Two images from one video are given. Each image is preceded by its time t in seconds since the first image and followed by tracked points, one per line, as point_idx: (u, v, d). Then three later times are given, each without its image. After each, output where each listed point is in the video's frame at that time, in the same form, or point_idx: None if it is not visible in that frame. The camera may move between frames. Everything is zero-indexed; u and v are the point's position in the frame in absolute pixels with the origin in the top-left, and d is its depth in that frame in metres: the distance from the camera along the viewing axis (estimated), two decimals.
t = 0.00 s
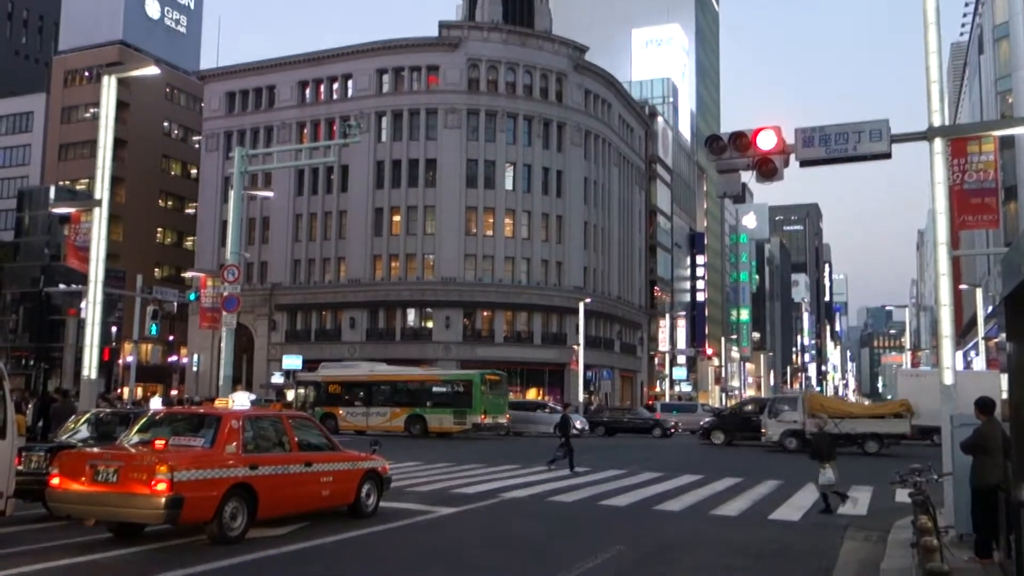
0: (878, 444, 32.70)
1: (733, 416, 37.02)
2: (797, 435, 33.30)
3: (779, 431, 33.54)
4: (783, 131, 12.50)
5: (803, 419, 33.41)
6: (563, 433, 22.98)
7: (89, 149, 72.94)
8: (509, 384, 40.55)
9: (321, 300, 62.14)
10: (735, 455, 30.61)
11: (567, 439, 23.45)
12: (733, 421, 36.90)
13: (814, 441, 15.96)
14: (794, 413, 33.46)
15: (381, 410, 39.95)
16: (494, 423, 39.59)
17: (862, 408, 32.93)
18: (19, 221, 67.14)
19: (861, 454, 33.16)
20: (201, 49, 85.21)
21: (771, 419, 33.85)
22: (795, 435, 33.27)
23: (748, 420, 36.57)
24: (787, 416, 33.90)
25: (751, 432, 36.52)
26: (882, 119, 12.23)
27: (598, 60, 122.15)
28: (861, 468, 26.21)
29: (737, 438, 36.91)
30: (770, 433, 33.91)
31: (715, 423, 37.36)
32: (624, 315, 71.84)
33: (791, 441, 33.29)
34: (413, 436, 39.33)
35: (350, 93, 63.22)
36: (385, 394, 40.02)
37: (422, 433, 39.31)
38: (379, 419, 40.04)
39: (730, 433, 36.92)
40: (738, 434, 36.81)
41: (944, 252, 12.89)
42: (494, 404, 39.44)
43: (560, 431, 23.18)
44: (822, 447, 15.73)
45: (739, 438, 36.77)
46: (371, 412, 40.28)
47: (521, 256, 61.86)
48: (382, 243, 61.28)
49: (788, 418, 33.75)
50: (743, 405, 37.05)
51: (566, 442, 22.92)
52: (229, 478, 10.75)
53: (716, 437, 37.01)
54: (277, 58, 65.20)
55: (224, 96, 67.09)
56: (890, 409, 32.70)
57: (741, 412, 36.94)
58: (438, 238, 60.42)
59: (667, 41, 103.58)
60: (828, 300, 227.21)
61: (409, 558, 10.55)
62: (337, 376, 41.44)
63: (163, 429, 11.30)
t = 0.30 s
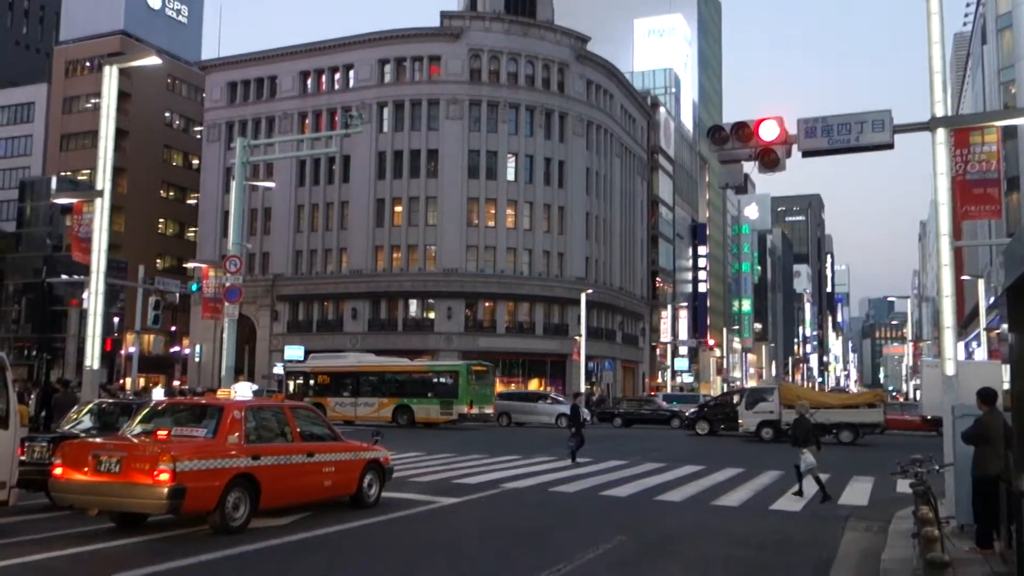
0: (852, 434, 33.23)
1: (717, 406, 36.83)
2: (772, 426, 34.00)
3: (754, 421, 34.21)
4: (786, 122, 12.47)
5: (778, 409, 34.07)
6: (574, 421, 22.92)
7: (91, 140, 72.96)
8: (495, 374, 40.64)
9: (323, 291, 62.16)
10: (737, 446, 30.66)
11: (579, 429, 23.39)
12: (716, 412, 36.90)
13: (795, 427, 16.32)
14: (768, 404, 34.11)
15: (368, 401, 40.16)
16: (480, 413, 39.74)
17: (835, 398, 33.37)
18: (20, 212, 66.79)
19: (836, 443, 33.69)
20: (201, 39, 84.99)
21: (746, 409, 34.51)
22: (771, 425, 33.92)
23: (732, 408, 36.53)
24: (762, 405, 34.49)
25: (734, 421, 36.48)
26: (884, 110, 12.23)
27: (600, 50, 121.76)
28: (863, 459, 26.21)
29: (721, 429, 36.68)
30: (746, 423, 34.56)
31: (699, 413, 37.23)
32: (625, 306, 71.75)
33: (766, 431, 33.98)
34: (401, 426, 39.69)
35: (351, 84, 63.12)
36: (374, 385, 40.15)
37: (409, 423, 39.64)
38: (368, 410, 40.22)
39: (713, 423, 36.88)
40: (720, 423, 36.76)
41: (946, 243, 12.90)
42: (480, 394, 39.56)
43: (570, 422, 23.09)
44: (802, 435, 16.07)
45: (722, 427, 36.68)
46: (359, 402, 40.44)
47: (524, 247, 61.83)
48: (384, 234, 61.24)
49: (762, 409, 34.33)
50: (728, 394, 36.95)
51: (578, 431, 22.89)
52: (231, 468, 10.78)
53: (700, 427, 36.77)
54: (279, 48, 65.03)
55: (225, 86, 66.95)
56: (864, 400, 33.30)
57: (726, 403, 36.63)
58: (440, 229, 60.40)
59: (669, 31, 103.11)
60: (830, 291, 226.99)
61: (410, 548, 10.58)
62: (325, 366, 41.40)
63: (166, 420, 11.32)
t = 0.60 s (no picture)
0: (828, 425, 33.30)
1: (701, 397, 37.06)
2: (749, 417, 34.04)
3: (731, 412, 34.20)
4: (789, 113, 12.43)
5: (756, 400, 34.00)
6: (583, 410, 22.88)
7: (93, 131, 73.01)
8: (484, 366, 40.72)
9: (325, 282, 62.19)
10: (739, 438, 30.67)
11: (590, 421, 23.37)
12: (701, 403, 37.02)
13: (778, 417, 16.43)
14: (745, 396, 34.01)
15: (357, 392, 40.29)
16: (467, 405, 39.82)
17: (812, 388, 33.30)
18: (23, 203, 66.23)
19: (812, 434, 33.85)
20: (203, 30, 84.83)
21: (723, 401, 34.40)
22: (747, 416, 33.95)
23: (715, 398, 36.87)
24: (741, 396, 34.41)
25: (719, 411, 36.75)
26: (887, 102, 12.17)
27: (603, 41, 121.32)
28: (865, 450, 26.21)
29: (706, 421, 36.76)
30: (723, 414, 34.49)
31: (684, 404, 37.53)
32: (628, 297, 71.66)
33: (743, 423, 34.05)
34: (388, 417, 39.67)
35: (354, 75, 63.08)
36: (363, 376, 40.34)
37: (397, 415, 39.68)
38: (356, 401, 40.32)
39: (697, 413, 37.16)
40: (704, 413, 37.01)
41: (950, 234, 12.86)
42: (467, 386, 39.66)
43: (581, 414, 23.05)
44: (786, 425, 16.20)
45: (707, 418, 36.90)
46: (347, 394, 40.58)
47: (526, 238, 61.84)
48: (386, 226, 61.24)
49: (740, 400, 34.27)
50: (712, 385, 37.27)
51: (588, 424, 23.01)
52: (234, 459, 10.81)
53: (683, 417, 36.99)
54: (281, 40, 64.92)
55: (228, 78, 66.89)
56: (840, 391, 33.21)
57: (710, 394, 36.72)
58: (442, 220, 60.38)
59: (672, 23, 102.16)
60: (832, 283, 226.75)
61: (411, 539, 10.57)
62: (316, 358, 41.81)
63: (169, 410, 11.35)
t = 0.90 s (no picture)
0: (802, 415, 33.37)
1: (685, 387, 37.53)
2: (724, 407, 34.42)
3: (707, 401, 34.65)
4: (795, 103, 12.36)
5: (730, 390, 34.44)
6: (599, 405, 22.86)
7: (98, 121, 73.05)
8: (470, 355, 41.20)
9: (330, 272, 62.23)
10: (742, 428, 30.70)
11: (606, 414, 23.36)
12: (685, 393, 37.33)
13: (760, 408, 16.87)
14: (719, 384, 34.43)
15: (345, 380, 40.53)
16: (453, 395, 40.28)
17: (786, 377, 33.76)
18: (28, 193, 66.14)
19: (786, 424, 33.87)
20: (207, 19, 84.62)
21: (700, 390, 34.86)
22: (723, 405, 34.34)
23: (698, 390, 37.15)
24: (716, 386, 34.87)
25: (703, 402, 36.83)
26: (894, 91, 12.09)
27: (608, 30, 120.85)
28: (868, 441, 26.22)
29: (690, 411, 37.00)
30: (699, 403, 34.98)
31: (669, 395, 37.68)
32: (632, 288, 71.60)
33: (718, 412, 34.41)
34: (376, 406, 39.97)
35: (358, 64, 62.94)
36: (351, 365, 40.60)
37: (384, 404, 40.01)
38: (344, 390, 40.56)
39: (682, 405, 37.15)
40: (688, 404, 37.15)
41: (956, 225, 12.85)
42: (453, 376, 40.16)
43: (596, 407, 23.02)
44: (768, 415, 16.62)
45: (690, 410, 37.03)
46: (335, 383, 40.81)
47: (530, 228, 61.80)
48: (390, 216, 61.21)
49: (716, 390, 34.72)
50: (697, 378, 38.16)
51: (604, 415, 22.97)
52: (240, 448, 10.83)
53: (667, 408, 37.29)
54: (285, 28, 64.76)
55: (232, 67, 66.78)
56: (814, 381, 33.40)
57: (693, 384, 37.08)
58: (447, 210, 60.33)
59: (677, 12, 101.66)
60: (837, 273, 226.31)
61: (415, 528, 10.59)
62: (304, 347, 41.98)
63: (174, 399, 11.37)
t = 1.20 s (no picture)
0: (782, 406, 33.76)
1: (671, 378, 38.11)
2: (705, 398, 34.46)
3: (689, 393, 34.65)
4: (800, 94, 12.32)
5: (712, 381, 34.50)
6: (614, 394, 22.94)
7: (103, 112, 73.10)
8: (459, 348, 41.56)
9: (335, 264, 62.28)
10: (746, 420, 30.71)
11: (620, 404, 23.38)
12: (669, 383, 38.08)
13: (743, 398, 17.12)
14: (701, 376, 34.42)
15: (336, 372, 40.80)
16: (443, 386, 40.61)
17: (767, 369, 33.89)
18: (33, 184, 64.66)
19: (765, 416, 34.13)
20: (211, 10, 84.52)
21: (682, 381, 34.80)
22: (704, 397, 34.35)
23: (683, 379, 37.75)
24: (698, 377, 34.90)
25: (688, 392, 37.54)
26: (899, 82, 12.09)
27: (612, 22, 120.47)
28: (872, 433, 26.22)
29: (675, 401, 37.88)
30: (681, 394, 35.12)
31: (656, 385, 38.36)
32: (636, 280, 71.53)
33: (700, 403, 34.41)
34: (366, 397, 40.20)
35: (363, 56, 62.88)
36: (342, 357, 40.89)
37: (374, 396, 40.24)
38: (335, 381, 40.80)
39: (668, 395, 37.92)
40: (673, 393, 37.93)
41: (961, 216, 12.82)
42: (443, 368, 40.52)
43: (611, 396, 23.05)
44: (749, 403, 16.91)
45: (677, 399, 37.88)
46: (326, 374, 41.10)
47: (535, 220, 61.75)
48: (395, 208, 61.20)
49: (698, 381, 34.73)
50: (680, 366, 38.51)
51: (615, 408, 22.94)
52: (245, 439, 10.86)
53: (655, 399, 37.83)
54: (289, 20, 64.68)
55: (237, 59, 66.76)
56: (793, 372, 34.02)
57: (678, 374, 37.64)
58: (451, 202, 60.33)
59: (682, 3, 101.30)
60: (842, 266, 225.85)
61: (419, 520, 10.61)
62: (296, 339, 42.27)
63: (179, 391, 11.41)
